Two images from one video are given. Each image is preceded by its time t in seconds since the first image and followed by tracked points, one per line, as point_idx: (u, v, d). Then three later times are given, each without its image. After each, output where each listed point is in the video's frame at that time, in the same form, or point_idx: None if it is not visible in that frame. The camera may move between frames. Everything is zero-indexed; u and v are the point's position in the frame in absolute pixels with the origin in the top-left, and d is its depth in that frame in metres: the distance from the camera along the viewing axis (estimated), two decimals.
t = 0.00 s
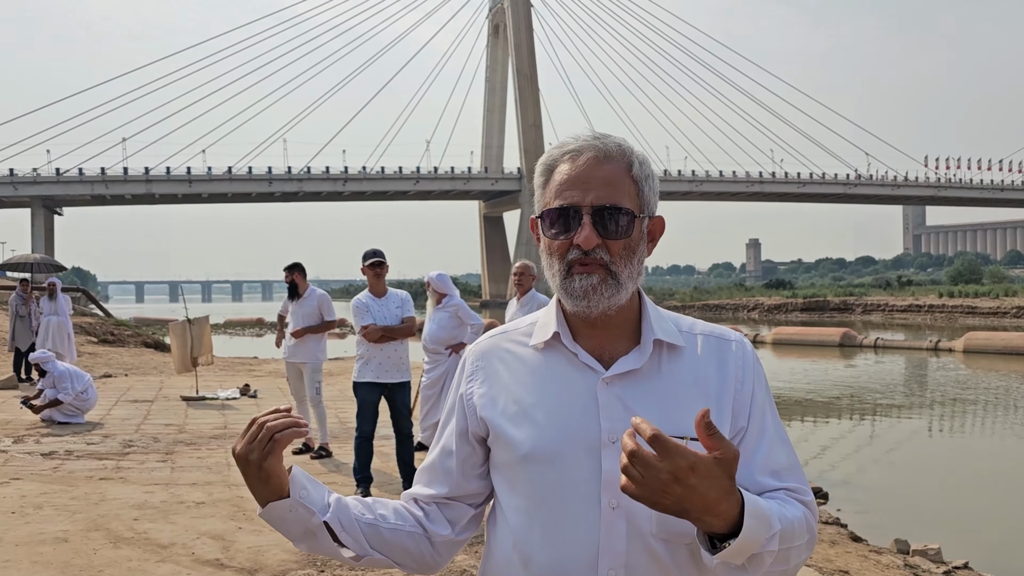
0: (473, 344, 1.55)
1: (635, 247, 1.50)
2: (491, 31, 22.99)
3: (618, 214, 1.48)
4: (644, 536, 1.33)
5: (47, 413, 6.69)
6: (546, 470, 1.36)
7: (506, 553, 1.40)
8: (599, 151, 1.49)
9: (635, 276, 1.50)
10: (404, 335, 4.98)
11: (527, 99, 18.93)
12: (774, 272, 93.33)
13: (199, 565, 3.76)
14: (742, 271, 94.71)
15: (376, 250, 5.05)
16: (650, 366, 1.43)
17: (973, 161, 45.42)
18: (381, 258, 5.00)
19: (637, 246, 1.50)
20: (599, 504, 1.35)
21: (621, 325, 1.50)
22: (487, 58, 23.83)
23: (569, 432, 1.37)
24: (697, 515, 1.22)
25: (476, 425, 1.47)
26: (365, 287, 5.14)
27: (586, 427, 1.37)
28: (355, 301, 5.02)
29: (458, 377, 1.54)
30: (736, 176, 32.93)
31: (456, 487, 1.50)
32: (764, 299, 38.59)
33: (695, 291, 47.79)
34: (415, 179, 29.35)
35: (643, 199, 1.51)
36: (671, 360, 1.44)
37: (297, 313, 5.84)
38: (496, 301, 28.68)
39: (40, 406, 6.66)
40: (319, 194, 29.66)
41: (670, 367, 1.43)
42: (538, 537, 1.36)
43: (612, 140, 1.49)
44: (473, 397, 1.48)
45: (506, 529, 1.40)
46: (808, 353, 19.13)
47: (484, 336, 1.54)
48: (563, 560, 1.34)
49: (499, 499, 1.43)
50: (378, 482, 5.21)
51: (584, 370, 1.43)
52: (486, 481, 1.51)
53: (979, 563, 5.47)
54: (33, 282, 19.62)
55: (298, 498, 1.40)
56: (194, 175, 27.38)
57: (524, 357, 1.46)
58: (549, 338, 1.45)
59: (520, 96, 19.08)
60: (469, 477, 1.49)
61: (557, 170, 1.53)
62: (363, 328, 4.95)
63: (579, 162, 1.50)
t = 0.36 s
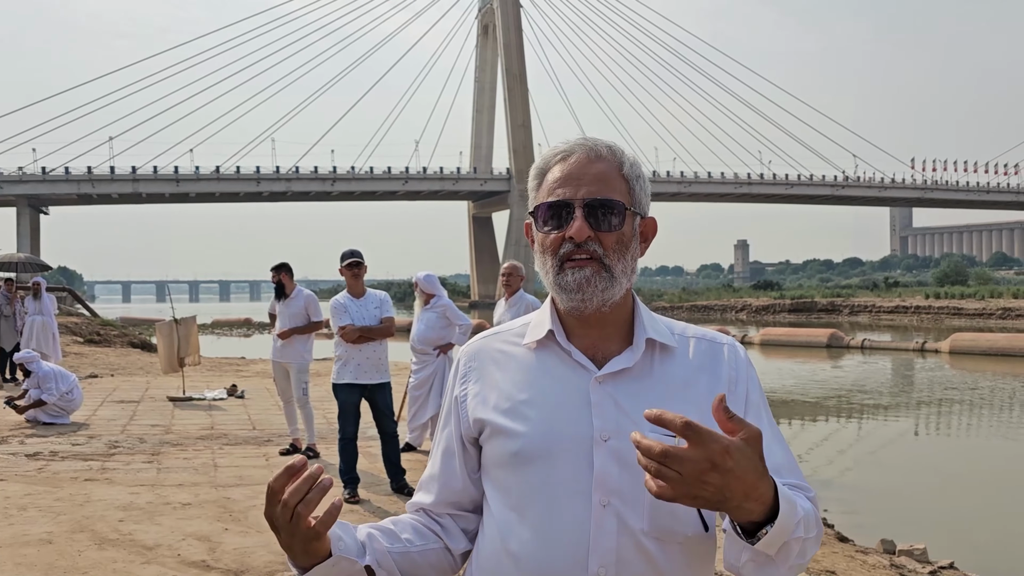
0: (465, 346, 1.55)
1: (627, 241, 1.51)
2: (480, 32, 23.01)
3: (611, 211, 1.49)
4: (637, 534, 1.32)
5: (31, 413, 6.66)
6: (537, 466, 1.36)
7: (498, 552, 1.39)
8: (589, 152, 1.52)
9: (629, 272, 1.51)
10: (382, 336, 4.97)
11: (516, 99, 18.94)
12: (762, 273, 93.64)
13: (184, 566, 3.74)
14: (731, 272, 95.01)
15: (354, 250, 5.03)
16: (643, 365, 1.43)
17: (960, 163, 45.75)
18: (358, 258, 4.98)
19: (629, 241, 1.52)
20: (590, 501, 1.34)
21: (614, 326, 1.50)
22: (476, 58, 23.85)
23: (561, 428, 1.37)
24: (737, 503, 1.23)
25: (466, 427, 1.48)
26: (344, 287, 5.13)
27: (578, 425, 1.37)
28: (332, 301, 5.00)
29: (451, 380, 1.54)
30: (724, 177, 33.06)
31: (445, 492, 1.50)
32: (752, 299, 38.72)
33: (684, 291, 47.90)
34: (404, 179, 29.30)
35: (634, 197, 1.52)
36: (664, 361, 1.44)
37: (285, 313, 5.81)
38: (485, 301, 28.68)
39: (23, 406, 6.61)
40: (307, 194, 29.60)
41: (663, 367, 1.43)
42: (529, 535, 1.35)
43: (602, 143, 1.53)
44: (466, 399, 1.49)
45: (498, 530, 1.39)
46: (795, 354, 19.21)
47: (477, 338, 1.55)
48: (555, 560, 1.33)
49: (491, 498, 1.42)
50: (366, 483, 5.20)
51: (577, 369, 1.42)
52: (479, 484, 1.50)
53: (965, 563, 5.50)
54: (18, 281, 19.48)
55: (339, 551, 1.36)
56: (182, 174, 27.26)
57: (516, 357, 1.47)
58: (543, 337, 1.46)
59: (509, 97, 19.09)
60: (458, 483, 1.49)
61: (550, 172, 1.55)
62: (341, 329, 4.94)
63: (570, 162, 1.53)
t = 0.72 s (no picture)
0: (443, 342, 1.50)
1: (610, 235, 1.53)
2: (475, 32, 23.00)
3: (589, 206, 1.50)
4: (642, 532, 1.36)
5: (25, 412, 6.64)
6: (543, 463, 1.35)
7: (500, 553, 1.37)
8: (563, 145, 1.52)
9: (612, 265, 1.53)
10: (370, 336, 4.98)
11: (511, 99, 18.91)
12: (757, 273, 93.72)
13: (177, 567, 3.73)
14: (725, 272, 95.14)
15: (341, 250, 5.03)
16: (634, 363, 1.47)
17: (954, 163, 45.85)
18: (346, 258, 4.99)
19: (611, 235, 1.53)
20: (597, 500, 1.35)
21: (601, 322, 1.53)
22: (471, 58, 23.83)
23: (566, 427, 1.37)
24: (782, 405, 1.41)
25: (458, 425, 1.43)
26: (330, 287, 5.13)
27: (582, 425, 1.38)
28: (319, 301, 4.99)
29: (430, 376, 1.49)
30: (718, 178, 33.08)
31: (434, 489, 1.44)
32: (746, 300, 38.74)
33: (679, 292, 47.92)
34: (398, 179, 29.24)
35: (611, 188, 1.54)
36: (652, 357, 1.48)
37: (278, 312, 5.81)
38: (479, 302, 28.67)
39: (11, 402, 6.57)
40: (302, 194, 29.57)
41: (653, 363, 1.48)
42: (541, 540, 1.33)
43: (576, 137, 1.52)
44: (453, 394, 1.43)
45: (504, 534, 1.36)
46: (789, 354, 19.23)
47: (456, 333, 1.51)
48: (566, 560, 1.33)
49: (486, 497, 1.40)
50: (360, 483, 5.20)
51: (571, 368, 1.44)
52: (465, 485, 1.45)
53: (958, 563, 5.52)
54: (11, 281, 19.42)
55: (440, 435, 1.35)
56: (176, 173, 27.19)
57: (507, 357, 1.45)
58: (535, 334, 1.45)
59: (504, 96, 19.06)
60: (449, 482, 1.44)
61: (526, 169, 1.54)
62: (328, 329, 4.93)
63: (546, 157, 1.53)
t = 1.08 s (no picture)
0: (403, 340, 1.36)
1: (573, 232, 1.44)
2: (475, 32, 23.02)
3: (553, 203, 1.42)
4: (615, 538, 1.26)
5: (25, 411, 6.63)
6: (512, 468, 1.23)
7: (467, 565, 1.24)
8: (525, 142, 1.44)
9: (576, 262, 1.44)
10: (367, 337, 4.97)
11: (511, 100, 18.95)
12: (756, 274, 93.75)
13: (178, 567, 3.72)
14: (724, 273, 95.28)
15: (338, 250, 5.03)
16: (602, 364, 1.37)
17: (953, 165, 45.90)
18: (342, 259, 4.99)
19: (575, 233, 1.45)
20: (567, 504, 1.24)
21: (565, 323, 1.43)
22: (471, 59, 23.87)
23: (535, 430, 1.25)
24: None
25: (428, 429, 1.28)
26: (328, 288, 5.12)
27: (553, 427, 1.26)
28: (316, 302, 4.99)
29: (394, 376, 1.32)
30: (718, 179, 33.13)
31: (407, 503, 1.26)
32: (745, 301, 38.78)
33: (679, 292, 47.95)
34: (398, 180, 29.27)
35: (576, 186, 1.45)
36: (617, 359, 1.39)
37: (278, 313, 5.80)
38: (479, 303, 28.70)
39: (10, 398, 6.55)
40: (302, 195, 29.60)
41: (619, 364, 1.38)
42: (511, 548, 1.22)
43: (540, 133, 1.44)
44: (422, 396, 1.29)
45: (470, 541, 1.24)
46: (789, 355, 19.25)
47: (416, 331, 1.36)
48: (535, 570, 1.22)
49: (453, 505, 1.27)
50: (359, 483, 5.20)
51: (538, 367, 1.32)
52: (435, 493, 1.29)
53: (958, 565, 5.51)
54: (11, 282, 19.46)
55: None
56: (176, 174, 27.21)
57: (473, 357, 1.31)
58: (503, 334, 1.33)
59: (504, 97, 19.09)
60: (424, 490, 1.27)
61: (488, 166, 1.46)
62: (325, 331, 4.93)
63: (508, 154, 1.44)
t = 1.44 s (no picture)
0: (372, 345, 1.32)
1: (542, 232, 1.40)
2: (480, 34, 23.00)
3: (521, 203, 1.37)
4: (596, 538, 1.25)
5: (32, 412, 6.62)
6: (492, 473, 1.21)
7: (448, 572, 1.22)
8: (492, 140, 1.39)
9: (545, 263, 1.41)
10: (368, 338, 4.97)
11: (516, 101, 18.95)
12: (759, 276, 93.67)
13: (183, 568, 3.73)
14: (728, 275, 95.14)
15: (341, 252, 5.03)
16: (576, 365, 1.35)
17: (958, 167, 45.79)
18: (345, 260, 4.99)
19: (543, 232, 1.41)
20: (548, 506, 1.22)
21: (537, 324, 1.40)
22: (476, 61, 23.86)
23: (513, 433, 1.23)
24: None
25: (404, 435, 1.25)
26: (331, 289, 5.12)
27: (531, 430, 1.24)
28: (319, 304, 4.99)
29: (363, 384, 1.28)
30: (722, 180, 33.10)
31: (385, 515, 1.23)
32: (749, 302, 38.75)
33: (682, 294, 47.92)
34: (403, 181, 29.29)
35: (542, 183, 1.41)
36: (590, 359, 1.38)
37: (282, 314, 5.81)
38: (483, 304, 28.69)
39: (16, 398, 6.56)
40: (307, 196, 29.62)
41: (592, 365, 1.38)
42: (494, 553, 1.20)
43: (505, 129, 1.39)
44: (395, 400, 1.26)
45: (452, 548, 1.22)
46: (794, 357, 19.22)
47: (384, 338, 1.33)
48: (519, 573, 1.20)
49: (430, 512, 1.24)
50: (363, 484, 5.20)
51: (512, 370, 1.29)
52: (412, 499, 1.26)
53: (962, 567, 5.50)
54: (17, 282, 19.52)
55: None
56: (181, 175, 27.26)
57: (445, 361, 1.29)
58: (475, 337, 1.30)
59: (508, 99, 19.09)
60: (400, 499, 1.24)
61: (453, 166, 1.41)
62: (327, 333, 4.93)
63: (474, 153, 1.39)
